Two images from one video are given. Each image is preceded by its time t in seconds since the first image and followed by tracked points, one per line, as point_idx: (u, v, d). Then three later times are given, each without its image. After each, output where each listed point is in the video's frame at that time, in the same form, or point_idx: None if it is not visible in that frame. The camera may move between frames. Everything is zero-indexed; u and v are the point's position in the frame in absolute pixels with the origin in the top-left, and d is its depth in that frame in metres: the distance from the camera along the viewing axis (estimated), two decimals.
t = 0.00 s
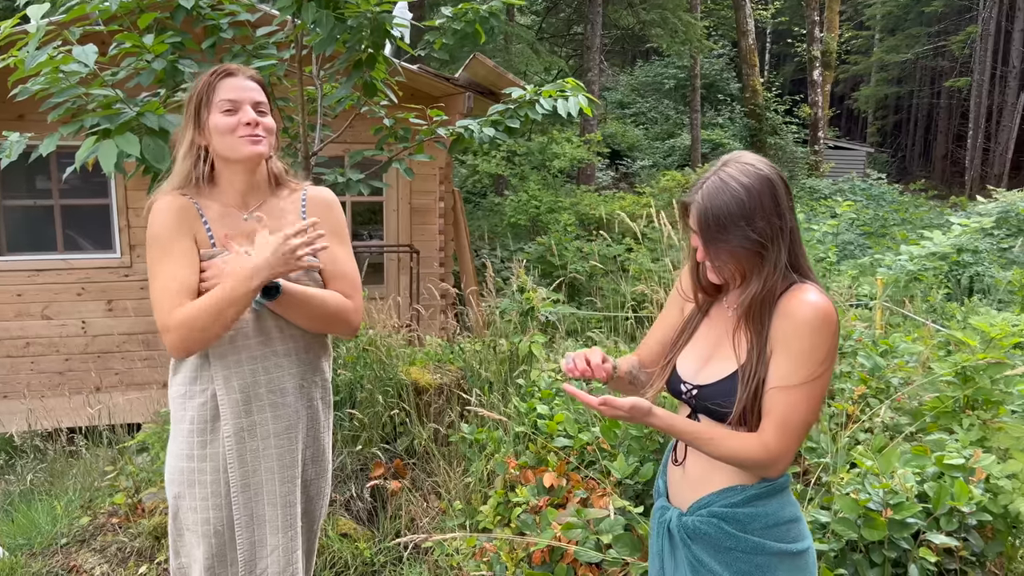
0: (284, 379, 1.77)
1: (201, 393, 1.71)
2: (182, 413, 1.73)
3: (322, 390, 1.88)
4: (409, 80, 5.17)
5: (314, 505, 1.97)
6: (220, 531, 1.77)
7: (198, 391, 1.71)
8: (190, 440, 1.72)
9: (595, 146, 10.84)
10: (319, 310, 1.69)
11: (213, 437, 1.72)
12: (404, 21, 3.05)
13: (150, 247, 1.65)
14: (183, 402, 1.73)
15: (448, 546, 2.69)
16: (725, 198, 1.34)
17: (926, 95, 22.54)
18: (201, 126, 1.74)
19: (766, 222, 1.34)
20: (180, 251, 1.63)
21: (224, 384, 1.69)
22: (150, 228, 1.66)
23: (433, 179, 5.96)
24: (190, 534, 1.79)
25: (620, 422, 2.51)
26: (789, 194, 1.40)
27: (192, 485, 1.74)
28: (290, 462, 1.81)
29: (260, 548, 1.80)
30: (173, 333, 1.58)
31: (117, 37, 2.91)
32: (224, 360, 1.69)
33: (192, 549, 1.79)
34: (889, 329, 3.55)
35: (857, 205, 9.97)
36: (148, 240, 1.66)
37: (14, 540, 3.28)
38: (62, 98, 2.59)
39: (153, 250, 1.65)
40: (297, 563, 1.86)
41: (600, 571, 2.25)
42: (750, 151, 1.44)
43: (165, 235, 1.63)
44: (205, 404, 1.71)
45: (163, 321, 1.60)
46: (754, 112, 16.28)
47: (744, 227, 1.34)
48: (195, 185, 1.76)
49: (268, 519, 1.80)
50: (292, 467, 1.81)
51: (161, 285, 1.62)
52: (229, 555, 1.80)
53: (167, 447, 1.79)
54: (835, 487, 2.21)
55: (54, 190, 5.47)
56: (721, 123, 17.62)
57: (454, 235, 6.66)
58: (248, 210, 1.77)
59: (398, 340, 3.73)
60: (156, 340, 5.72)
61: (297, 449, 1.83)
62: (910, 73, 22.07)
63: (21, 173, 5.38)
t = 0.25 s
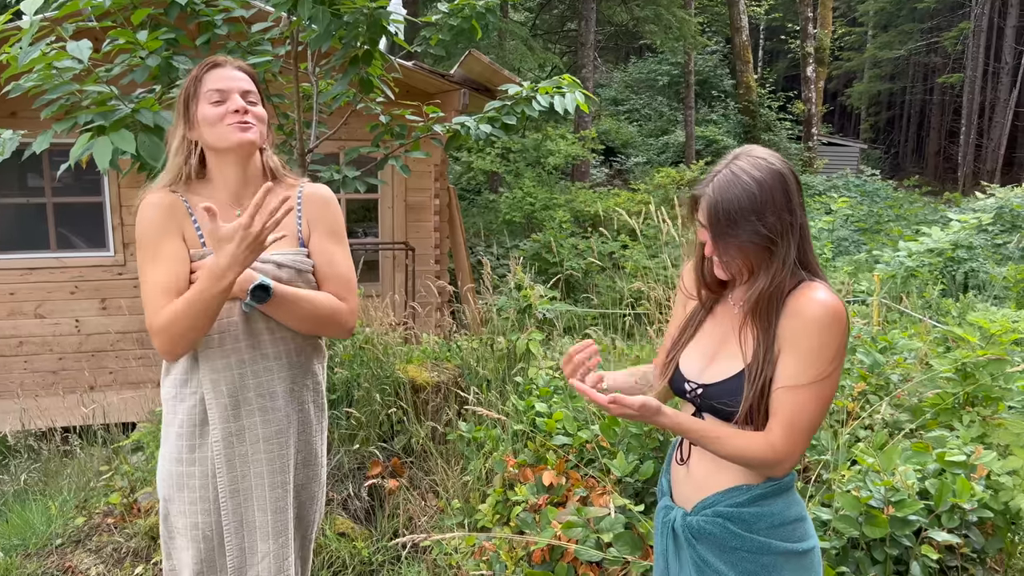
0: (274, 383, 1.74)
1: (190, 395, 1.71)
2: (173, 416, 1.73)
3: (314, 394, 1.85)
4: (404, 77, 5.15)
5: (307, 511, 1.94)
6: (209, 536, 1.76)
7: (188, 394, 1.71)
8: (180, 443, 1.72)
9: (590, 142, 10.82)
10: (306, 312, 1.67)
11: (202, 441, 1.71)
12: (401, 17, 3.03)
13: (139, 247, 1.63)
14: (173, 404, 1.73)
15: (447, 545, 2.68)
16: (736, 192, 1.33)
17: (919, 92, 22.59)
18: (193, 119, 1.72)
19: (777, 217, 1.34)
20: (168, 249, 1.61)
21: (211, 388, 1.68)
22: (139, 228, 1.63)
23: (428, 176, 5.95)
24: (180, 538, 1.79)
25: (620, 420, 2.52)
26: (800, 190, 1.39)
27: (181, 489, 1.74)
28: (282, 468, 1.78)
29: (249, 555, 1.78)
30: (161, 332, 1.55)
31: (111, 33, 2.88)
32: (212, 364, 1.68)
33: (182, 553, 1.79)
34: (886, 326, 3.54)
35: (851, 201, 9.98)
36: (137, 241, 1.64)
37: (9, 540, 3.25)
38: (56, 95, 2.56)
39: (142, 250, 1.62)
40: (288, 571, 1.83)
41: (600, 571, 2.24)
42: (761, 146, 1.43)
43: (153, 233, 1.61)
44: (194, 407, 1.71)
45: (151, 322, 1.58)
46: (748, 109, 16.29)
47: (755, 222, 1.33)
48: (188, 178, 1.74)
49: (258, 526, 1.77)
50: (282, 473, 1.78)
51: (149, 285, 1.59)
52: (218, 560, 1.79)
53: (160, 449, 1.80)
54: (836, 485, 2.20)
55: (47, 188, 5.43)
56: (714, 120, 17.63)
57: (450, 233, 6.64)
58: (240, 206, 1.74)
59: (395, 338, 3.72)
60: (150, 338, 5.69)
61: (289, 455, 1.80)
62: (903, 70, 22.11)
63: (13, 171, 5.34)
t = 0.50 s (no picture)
0: (279, 381, 1.75)
1: (193, 397, 1.67)
2: (174, 420, 1.69)
3: (312, 391, 1.86)
4: (401, 74, 5.13)
5: (305, 509, 1.94)
6: (215, 539, 1.73)
7: (191, 395, 1.68)
8: (183, 446, 1.68)
9: (587, 139, 10.81)
10: (313, 308, 1.66)
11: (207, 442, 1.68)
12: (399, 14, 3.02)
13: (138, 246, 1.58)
14: (173, 407, 1.69)
15: (446, 543, 2.67)
16: (749, 187, 1.33)
17: (915, 88, 22.60)
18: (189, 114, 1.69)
19: (787, 214, 1.34)
20: (172, 248, 1.58)
21: (218, 388, 1.65)
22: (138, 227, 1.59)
23: (426, 174, 5.93)
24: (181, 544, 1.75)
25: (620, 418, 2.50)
26: (810, 190, 1.39)
27: (185, 493, 1.70)
28: (285, 466, 1.78)
29: (256, 555, 1.76)
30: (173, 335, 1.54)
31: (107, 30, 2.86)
32: (218, 364, 1.65)
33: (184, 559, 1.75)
34: (884, 323, 3.54)
35: (848, 198, 9.98)
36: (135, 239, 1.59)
37: (6, 540, 3.24)
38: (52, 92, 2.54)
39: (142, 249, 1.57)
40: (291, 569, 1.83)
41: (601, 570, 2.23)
42: (774, 144, 1.44)
43: (166, 227, 1.59)
44: (198, 409, 1.67)
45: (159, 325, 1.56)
46: (745, 106, 16.28)
47: (766, 219, 1.34)
48: (185, 173, 1.70)
49: (264, 525, 1.77)
50: (286, 470, 1.79)
51: (155, 284, 1.56)
52: (223, 563, 1.76)
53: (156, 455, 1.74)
54: (837, 483, 2.20)
55: (43, 187, 5.40)
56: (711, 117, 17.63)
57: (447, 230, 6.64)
58: (238, 202, 1.73)
59: (393, 336, 3.71)
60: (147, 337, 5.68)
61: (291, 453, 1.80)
62: (900, 66, 22.12)
63: (9, 169, 5.31)
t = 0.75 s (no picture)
0: (293, 378, 1.78)
1: (206, 400, 1.66)
2: (186, 424, 1.67)
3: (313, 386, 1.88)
4: (400, 72, 5.11)
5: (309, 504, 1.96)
6: (234, 539, 1.73)
7: (205, 398, 1.66)
8: (200, 450, 1.67)
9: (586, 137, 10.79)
10: (319, 305, 1.76)
11: (224, 444, 1.68)
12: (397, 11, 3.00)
13: (147, 247, 1.54)
14: (185, 411, 1.67)
15: (447, 543, 2.67)
16: (758, 184, 1.33)
17: (915, 85, 22.58)
18: (200, 116, 1.61)
19: (797, 212, 1.33)
20: (185, 249, 1.56)
21: (236, 388, 1.65)
22: (148, 229, 1.54)
23: (425, 172, 5.92)
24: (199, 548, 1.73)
25: (620, 417, 2.48)
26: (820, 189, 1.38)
27: (203, 497, 1.69)
28: (296, 460, 1.81)
29: (275, 551, 1.78)
30: (195, 339, 1.53)
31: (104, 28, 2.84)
32: (233, 365, 1.65)
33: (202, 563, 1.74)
34: (886, 320, 3.53)
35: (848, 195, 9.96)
36: (143, 240, 1.54)
37: (5, 540, 3.23)
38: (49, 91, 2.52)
39: (155, 250, 1.54)
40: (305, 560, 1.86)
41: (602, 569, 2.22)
42: (783, 141, 1.43)
43: (180, 230, 1.56)
44: (213, 411, 1.66)
45: (178, 329, 1.54)
46: (745, 103, 16.26)
47: (775, 216, 1.33)
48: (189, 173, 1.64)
49: (281, 520, 1.79)
50: (298, 464, 1.82)
51: (173, 286, 1.53)
52: (243, 561, 1.76)
53: (165, 462, 1.72)
54: (839, 481, 2.18)
55: (41, 185, 5.38)
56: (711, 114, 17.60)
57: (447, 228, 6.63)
58: (238, 201, 1.73)
59: (393, 335, 3.70)
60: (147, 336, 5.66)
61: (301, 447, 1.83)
62: (899, 63, 22.08)
63: (7, 169, 5.30)
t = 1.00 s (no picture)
0: (302, 375, 1.80)
1: (220, 401, 1.65)
2: (200, 425, 1.66)
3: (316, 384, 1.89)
4: (401, 70, 5.09)
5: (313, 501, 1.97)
6: (249, 537, 1.74)
7: (218, 399, 1.65)
8: (214, 451, 1.66)
9: (587, 134, 10.77)
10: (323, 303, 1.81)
11: (239, 443, 1.68)
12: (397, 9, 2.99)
13: (156, 249, 1.51)
14: (198, 413, 1.66)
15: (448, 541, 2.66)
16: (768, 182, 1.32)
17: (916, 83, 22.54)
18: (213, 120, 1.56)
19: (807, 211, 1.32)
20: (197, 252, 1.54)
21: (250, 388, 1.65)
22: (159, 232, 1.51)
23: (426, 171, 5.91)
24: (213, 550, 1.72)
25: (623, 415, 2.47)
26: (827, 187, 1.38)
27: (218, 497, 1.68)
28: (305, 456, 1.83)
29: (289, 547, 1.79)
30: (213, 343, 1.54)
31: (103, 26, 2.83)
32: (247, 365, 1.65)
33: (216, 564, 1.73)
34: (888, 318, 3.52)
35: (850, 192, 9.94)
36: (152, 242, 1.52)
37: (6, 540, 3.22)
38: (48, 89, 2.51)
39: (165, 252, 1.51)
40: (317, 556, 1.89)
41: (604, 569, 2.21)
42: (790, 139, 1.42)
43: (192, 232, 1.54)
44: (228, 412, 1.66)
45: (195, 334, 1.54)
46: (745, 101, 16.23)
47: (785, 215, 1.32)
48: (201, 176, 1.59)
49: (295, 516, 1.80)
50: (307, 460, 1.84)
51: (187, 291, 1.52)
52: (258, 558, 1.77)
53: (176, 464, 1.70)
54: (843, 481, 2.17)
55: (41, 185, 5.37)
56: (712, 112, 17.58)
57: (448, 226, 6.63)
58: (241, 201, 1.71)
59: (394, 333, 3.69)
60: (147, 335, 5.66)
61: (309, 444, 1.85)
62: (900, 61, 22.04)
63: (8, 168, 5.29)
